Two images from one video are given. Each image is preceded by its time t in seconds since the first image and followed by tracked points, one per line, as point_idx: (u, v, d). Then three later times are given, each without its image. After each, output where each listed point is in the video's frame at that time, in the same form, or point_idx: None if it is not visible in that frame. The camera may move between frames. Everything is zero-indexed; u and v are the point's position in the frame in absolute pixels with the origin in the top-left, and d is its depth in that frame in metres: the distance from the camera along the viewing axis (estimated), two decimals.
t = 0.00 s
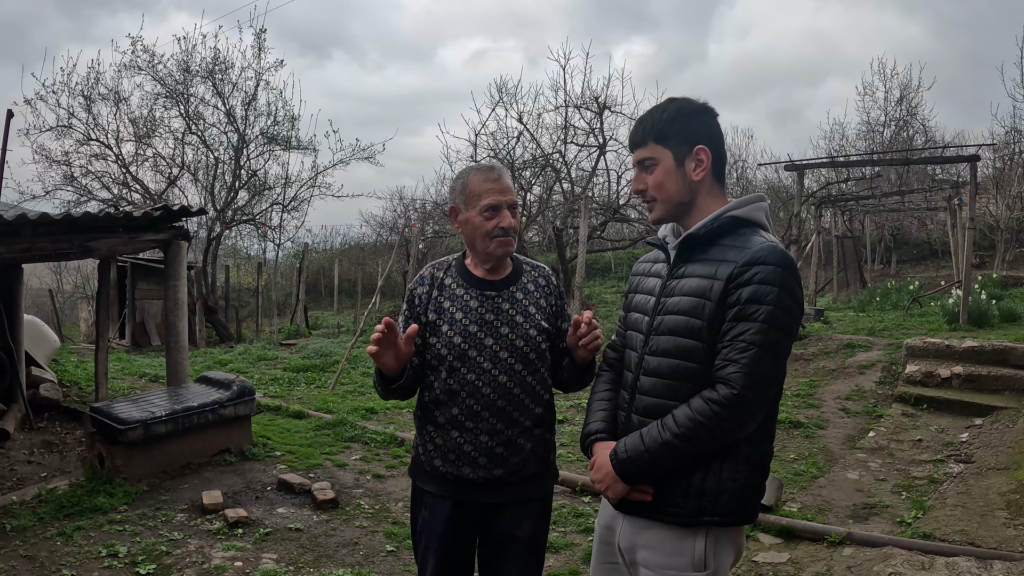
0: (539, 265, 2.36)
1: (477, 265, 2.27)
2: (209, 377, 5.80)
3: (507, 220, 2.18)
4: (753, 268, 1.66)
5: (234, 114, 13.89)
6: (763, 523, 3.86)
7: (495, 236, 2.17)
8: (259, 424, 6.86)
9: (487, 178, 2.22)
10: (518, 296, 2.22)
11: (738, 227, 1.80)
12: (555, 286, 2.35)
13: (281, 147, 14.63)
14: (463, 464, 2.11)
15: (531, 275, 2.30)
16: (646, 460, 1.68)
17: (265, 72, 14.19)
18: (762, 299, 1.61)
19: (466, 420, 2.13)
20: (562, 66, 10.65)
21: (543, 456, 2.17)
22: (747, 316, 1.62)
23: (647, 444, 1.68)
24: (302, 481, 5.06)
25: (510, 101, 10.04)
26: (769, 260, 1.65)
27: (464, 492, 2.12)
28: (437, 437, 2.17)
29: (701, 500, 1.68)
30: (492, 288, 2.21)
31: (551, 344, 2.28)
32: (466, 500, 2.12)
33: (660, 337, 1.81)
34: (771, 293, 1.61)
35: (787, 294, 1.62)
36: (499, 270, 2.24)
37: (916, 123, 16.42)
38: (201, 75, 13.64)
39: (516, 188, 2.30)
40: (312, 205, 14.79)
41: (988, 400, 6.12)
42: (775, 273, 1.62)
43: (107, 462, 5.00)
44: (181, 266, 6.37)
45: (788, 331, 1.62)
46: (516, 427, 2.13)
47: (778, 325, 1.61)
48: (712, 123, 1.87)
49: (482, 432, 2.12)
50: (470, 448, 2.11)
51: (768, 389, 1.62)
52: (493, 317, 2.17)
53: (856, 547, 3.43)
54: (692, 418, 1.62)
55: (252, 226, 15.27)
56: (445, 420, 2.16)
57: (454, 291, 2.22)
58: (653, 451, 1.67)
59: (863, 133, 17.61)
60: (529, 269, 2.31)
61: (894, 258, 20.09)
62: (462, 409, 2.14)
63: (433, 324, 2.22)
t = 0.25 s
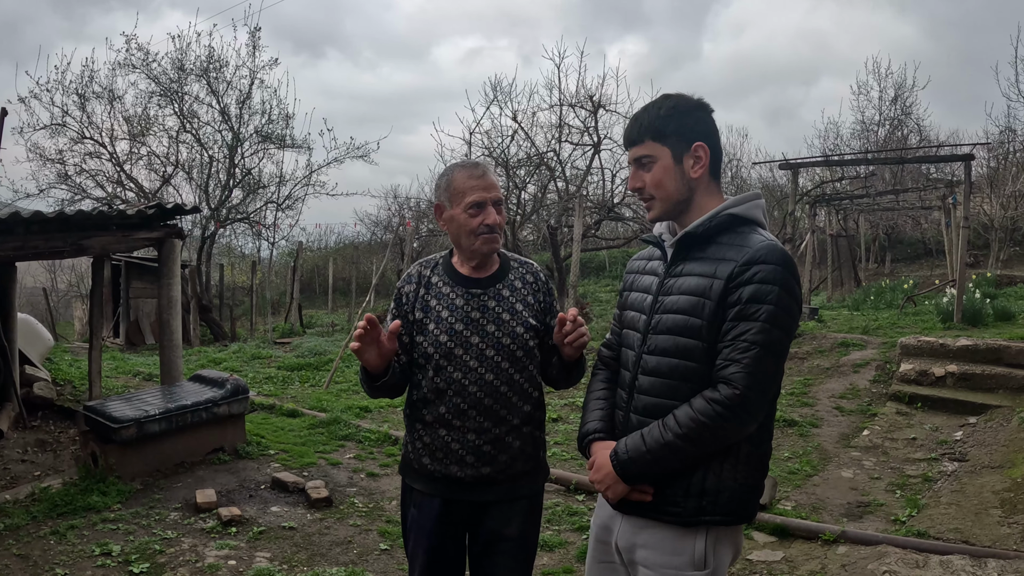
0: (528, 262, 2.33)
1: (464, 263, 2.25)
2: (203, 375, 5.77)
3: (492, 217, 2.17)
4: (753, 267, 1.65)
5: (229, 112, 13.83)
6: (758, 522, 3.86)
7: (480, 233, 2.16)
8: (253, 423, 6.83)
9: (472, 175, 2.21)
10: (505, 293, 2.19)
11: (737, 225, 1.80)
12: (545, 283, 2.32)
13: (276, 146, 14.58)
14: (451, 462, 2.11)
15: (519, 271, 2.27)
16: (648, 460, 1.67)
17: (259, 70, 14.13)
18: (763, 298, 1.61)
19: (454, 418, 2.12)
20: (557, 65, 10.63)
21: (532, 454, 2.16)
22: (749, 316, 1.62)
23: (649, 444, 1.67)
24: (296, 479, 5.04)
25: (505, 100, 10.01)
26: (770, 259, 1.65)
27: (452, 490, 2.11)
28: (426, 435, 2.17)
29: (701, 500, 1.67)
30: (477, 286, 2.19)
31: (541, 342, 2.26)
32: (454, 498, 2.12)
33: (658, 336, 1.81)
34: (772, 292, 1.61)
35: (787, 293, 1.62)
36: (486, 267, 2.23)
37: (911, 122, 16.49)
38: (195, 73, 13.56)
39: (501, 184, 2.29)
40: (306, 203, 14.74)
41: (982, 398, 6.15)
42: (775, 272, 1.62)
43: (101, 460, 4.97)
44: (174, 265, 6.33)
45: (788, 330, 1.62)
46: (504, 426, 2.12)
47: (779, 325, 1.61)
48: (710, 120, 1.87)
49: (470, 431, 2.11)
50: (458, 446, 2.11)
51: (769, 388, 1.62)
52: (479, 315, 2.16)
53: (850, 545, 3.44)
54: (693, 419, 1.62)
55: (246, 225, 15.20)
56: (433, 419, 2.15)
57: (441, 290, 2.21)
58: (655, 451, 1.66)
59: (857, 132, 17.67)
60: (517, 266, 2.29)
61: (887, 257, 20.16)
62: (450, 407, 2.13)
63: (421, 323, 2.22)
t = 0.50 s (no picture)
0: (518, 259, 2.31)
1: (454, 261, 2.24)
2: (197, 373, 5.74)
3: (479, 215, 2.17)
4: (747, 264, 1.65)
5: (224, 110, 13.76)
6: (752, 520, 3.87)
7: (468, 232, 2.15)
8: (248, 421, 6.81)
9: (458, 172, 2.20)
10: (492, 291, 2.18)
11: (730, 222, 1.79)
12: (535, 281, 2.30)
13: (271, 143, 14.51)
14: (439, 460, 2.10)
15: (507, 269, 2.25)
16: (644, 461, 1.66)
17: (255, 67, 14.07)
18: (757, 296, 1.61)
19: (442, 417, 2.11)
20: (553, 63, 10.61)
21: (521, 452, 2.15)
22: (743, 314, 1.62)
23: (646, 444, 1.67)
24: (290, 477, 5.02)
25: (500, 98, 9.98)
26: (763, 257, 1.64)
27: (441, 488, 2.11)
28: (414, 434, 2.16)
29: (699, 499, 1.67)
30: (465, 284, 2.18)
31: (531, 340, 2.24)
32: (443, 496, 2.11)
33: (652, 335, 1.80)
34: (767, 289, 1.61)
35: (782, 289, 1.62)
36: (475, 266, 2.22)
37: (906, 121, 16.55)
38: (190, 71, 13.49)
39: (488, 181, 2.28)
40: (302, 201, 14.70)
41: (975, 397, 6.18)
42: (769, 269, 1.62)
43: (95, 458, 4.94)
44: (169, 262, 6.30)
45: (782, 326, 1.62)
46: (492, 424, 2.10)
47: (773, 323, 1.61)
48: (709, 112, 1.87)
49: (458, 429, 2.10)
50: (446, 445, 2.10)
51: (764, 386, 1.61)
52: (466, 313, 2.15)
53: (845, 543, 3.45)
54: (689, 418, 1.61)
55: (241, 222, 15.13)
56: (422, 418, 2.15)
57: (428, 289, 2.20)
58: (651, 452, 1.66)
59: (852, 131, 17.71)
60: (506, 263, 2.27)
61: (882, 256, 20.22)
62: (438, 406, 2.12)
63: (408, 322, 2.21)
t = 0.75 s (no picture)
0: (511, 255, 2.30)
1: (446, 258, 2.23)
2: (193, 369, 5.71)
3: (472, 211, 2.16)
4: (734, 259, 1.64)
5: (220, 106, 13.70)
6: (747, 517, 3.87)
7: (460, 228, 2.14)
8: (243, 417, 6.79)
9: (450, 168, 2.19)
10: (484, 288, 2.17)
11: (724, 219, 1.78)
12: (527, 276, 2.29)
13: (267, 140, 14.46)
14: (432, 459, 2.10)
15: (499, 265, 2.24)
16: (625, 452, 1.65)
17: (251, 63, 14.01)
18: (743, 290, 1.60)
19: (434, 415, 2.11)
20: (550, 60, 10.59)
21: (514, 450, 2.14)
22: (728, 308, 1.60)
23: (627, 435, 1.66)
24: (285, 473, 5.01)
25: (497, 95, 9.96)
26: (750, 252, 1.63)
27: (433, 487, 2.10)
28: (406, 433, 2.16)
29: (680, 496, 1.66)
30: (456, 281, 2.17)
31: (523, 337, 2.23)
32: (436, 495, 2.10)
33: (643, 330, 1.80)
34: (751, 283, 1.59)
35: (768, 285, 1.60)
36: (467, 263, 2.21)
37: (902, 119, 16.58)
38: (187, 67, 13.42)
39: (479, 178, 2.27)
40: (298, 197, 14.66)
41: (971, 394, 6.20)
42: (755, 264, 1.61)
43: (90, 454, 4.92)
44: (165, 259, 6.26)
45: (768, 323, 1.61)
46: (484, 422, 2.10)
47: (757, 317, 1.59)
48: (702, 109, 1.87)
49: (450, 427, 2.09)
50: (438, 443, 2.09)
51: (747, 382, 1.60)
52: (457, 310, 2.14)
53: (840, 541, 3.45)
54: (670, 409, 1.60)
55: (238, 219, 15.09)
56: (414, 415, 2.14)
57: (420, 285, 2.19)
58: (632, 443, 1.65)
59: (849, 128, 17.73)
60: (498, 259, 2.26)
61: (878, 253, 20.28)
62: (430, 404, 2.12)
63: (400, 319, 2.20)
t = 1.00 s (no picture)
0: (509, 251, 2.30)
1: (442, 255, 2.22)
2: (189, 365, 5.70)
3: (469, 208, 2.16)
4: (713, 245, 1.63)
5: (217, 102, 13.67)
6: (743, 514, 3.89)
7: (458, 225, 2.13)
8: (240, 413, 6.78)
9: (447, 165, 2.18)
10: (482, 284, 2.16)
11: (716, 216, 1.76)
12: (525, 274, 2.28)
13: (264, 136, 14.43)
14: (429, 457, 2.09)
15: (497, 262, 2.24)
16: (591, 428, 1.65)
17: (248, 59, 13.99)
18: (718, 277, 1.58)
19: (431, 412, 2.11)
20: (548, 57, 10.57)
21: (512, 448, 2.14)
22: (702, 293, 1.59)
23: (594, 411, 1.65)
24: (282, 470, 5.01)
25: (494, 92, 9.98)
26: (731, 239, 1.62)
27: (431, 486, 2.10)
28: (403, 430, 2.16)
29: (654, 486, 1.66)
30: (454, 278, 2.17)
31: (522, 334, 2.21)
32: (433, 493, 2.10)
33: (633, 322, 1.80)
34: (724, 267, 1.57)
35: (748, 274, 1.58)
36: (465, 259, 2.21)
37: (899, 118, 16.61)
38: (184, 63, 13.38)
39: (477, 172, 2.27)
40: (296, 192, 14.65)
41: (967, 392, 6.22)
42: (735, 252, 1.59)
43: (87, 451, 4.91)
44: (161, 255, 6.24)
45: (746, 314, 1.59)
46: (481, 420, 2.10)
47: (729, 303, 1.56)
48: (695, 107, 1.85)
49: (446, 425, 2.09)
50: (435, 441, 2.09)
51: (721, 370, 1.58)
52: (455, 306, 2.13)
53: (836, 538, 3.46)
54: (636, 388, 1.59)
55: (235, 215, 15.06)
56: (411, 413, 2.14)
57: (416, 282, 2.19)
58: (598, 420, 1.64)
59: (847, 126, 17.75)
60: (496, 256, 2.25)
61: (876, 251, 20.32)
62: (427, 402, 2.11)
63: (397, 315, 2.20)
